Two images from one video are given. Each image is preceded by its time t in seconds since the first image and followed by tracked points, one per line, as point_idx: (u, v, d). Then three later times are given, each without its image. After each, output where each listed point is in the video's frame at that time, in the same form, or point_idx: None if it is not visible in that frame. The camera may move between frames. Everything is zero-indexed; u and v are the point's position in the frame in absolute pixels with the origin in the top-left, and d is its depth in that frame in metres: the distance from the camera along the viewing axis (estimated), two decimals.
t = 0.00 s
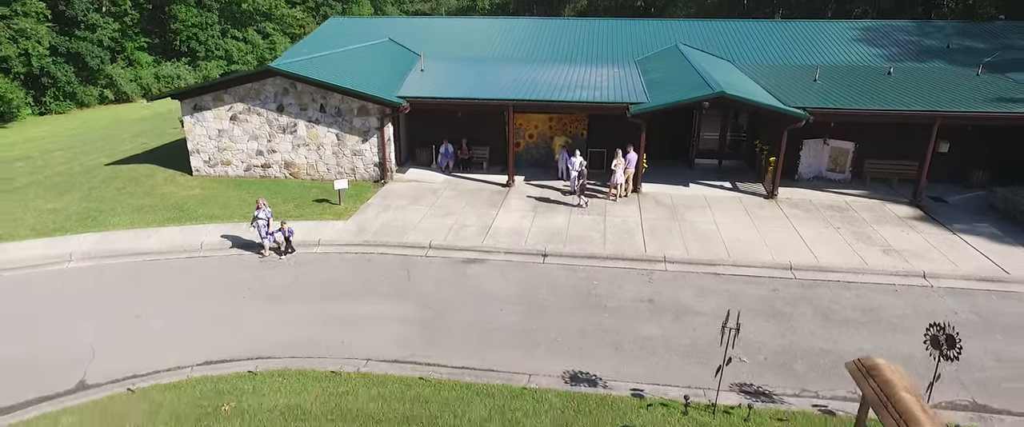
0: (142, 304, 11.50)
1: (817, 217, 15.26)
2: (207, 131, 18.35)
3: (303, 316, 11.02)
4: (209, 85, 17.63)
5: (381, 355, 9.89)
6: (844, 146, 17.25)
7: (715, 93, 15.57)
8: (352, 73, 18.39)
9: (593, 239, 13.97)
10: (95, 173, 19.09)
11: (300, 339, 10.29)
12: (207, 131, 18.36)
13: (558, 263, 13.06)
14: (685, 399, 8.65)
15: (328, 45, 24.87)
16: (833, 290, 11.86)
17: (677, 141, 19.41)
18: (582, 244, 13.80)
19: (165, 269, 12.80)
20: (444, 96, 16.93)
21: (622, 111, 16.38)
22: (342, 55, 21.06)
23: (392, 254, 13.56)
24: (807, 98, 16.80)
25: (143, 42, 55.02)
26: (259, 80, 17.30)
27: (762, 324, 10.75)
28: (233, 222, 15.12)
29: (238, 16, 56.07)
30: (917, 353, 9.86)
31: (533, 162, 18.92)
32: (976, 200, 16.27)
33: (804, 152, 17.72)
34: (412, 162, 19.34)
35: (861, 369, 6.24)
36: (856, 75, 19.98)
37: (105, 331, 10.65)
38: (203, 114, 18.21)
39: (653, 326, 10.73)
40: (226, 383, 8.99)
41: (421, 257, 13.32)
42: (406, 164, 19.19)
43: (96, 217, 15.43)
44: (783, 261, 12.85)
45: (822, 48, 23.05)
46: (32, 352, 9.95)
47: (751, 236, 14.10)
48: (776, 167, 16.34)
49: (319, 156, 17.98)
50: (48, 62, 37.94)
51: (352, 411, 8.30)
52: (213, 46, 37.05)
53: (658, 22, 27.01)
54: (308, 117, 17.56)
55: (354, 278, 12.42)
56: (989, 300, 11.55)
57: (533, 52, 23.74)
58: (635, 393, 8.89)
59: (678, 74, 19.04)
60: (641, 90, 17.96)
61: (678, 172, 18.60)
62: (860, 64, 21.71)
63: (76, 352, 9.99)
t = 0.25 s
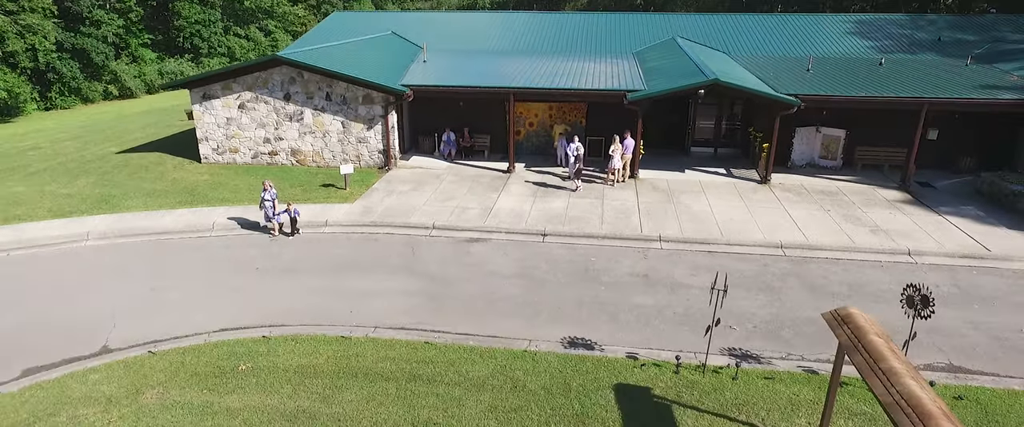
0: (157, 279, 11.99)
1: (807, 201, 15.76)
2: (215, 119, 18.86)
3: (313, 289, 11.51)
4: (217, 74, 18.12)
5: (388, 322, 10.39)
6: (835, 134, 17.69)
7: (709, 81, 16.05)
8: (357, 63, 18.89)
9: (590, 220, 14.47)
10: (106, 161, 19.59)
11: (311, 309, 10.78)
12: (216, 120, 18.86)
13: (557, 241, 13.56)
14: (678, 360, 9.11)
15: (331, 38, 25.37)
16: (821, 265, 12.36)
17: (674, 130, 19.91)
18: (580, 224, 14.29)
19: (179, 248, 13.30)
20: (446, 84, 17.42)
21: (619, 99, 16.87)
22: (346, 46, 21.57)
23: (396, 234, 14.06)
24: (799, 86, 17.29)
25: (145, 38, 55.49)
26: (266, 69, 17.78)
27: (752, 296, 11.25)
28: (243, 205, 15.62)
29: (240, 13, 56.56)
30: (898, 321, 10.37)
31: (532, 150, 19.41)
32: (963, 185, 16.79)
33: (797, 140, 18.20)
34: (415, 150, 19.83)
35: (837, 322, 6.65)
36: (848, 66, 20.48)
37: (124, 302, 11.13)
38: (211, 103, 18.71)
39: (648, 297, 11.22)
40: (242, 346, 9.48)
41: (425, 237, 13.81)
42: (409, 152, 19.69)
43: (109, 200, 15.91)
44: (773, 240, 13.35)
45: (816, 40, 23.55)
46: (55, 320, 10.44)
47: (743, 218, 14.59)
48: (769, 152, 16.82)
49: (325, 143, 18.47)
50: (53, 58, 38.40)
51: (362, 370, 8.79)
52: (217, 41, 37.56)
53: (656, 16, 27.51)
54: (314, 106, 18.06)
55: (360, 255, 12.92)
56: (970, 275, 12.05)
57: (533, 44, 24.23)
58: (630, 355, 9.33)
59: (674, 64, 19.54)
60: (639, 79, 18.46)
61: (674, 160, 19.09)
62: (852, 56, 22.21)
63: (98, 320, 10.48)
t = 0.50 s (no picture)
0: (172, 256, 12.49)
1: (799, 185, 16.26)
2: (223, 108, 19.35)
3: (322, 264, 12.02)
4: (226, 63, 18.60)
5: (395, 294, 10.89)
6: (827, 121, 18.18)
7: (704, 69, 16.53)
8: (361, 53, 19.38)
9: (589, 203, 14.97)
10: (117, 149, 20.08)
11: (321, 283, 11.28)
12: (224, 108, 19.35)
13: (556, 222, 14.05)
14: (670, 325, 9.60)
15: (335, 31, 25.87)
16: (810, 243, 12.86)
17: (670, 119, 20.40)
18: (578, 206, 14.80)
19: (192, 228, 13.80)
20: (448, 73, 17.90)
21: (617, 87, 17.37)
22: (352, 39, 22.12)
23: (401, 215, 14.56)
24: (792, 75, 17.78)
25: (150, 35, 56.06)
26: (274, 59, 18.27)
27: (743, 270, 11.75)
28: (252, 189, 16.12)
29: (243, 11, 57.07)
30: (881, 292, 10.88)
31: (532, 138, 19.91)
32: (950, 171, 17.29)
33: (790, 128, 18.69)
34: (417, 138, 20.33)
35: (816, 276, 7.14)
36: (840, 57, 20.99)
37: (141, 276, 11.65)
38: (220, 92, 19.21)
39: (643, 271, 11.73)
40: (256, 313, 9.98)
41: (430, 218, 14.30)
42: (412, 140, 20.19)
43: (122, 184, 16.43)
44: (764, 221, 13.85)
45: (810, 33, 24.06)
46: (76, 291, 10.94)
47: (736, 200, 15.10)
48: (762, 139, 17.32)
49: (330, 131, 18.96)
50: (59, 53, 38.92)
51: (371, 333, 9.29)
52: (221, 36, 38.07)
53: (654, 10, 27.99)
54: (319, 94, 18.55)
55: (367, 234, 13.41)
56: (952, 253, 12.56)
57: (533, 37, 24.72)
58: (626, 321, 9.83)
59: (670, 54, 20.03)
60: (636, 69, 18.94)
61: (671, 148, 19.60)
62: (845, 47, 22.71)
63: (118, 292, 10.99)
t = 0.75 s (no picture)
0: (186, 234, 13.00)
1: (791, 170, 16.75)
2: (231, 97, 19.86)
3: (331, 241, 12.53)
4: (233, 53, 19.09)
5: (401, 267, 11.38)
6: (820, 110, 18.65)
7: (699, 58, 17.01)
8: (365, 44, 19.85)
9: (587, 186, 15.45)
10: (127, 138, 20.57)
11: (330, 257, 11.78)
12: (232, 98, 19.86)
13: (556, 203, 14.54)
14: (663, 293, 10.10)
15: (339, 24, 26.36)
16: (800, 222, 13.34)
17: (667, 108, 20.90)
18: (577, 189, 15.30)
19: (204, 209, 14.30)
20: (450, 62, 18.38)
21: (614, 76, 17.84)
22: (356, 31, 22.64)
23: (406, 197, 15.04)
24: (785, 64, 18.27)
25: (152, 32, 56.53)
26: (281, 49, 18.78)
27: (735, 246, 12.23)
28: (260, 174, 16.61)
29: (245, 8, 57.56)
30: (867, 266, 11.36)
31: (532, 127, 20.41)
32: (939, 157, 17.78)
33: (783, 116, 19.18)
34: (420, 127, 20.82)
35: (798, 239, 7.59)
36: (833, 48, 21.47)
37: (158, 252, 12.15)
38: (228, 82, 19.72)
39: (639, 247, 12.24)
40: (270, 282, 10.50)
41: (433, 200, 14.79)
42: (415, 129, 20.68)
43: (134, 170, 16.96)
44: (756, 202, 14.33)
45: (804, 25, 24.53)
46: (96, 264, 11.46)
47: (729, 184, 15.59)
48: (755, 126, 17.81)
49: (335, 120, 19.46)
50: (64, 49, 39.39)
51: (379, 299, 9.79)
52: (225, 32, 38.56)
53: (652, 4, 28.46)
54: (325, 84, 19.04)
55: (373, 214, 13.91)
56: (936, 231, 13.06)
57: (533, 30, 25.20)
58: (621, 290, 10.32)
59: (667, 45, 20.51)
60: (634, 59, 19.42)
61: (668, 136, 20.09)
62: (839, 39, 23.19)
63: (136, 265, 11.50)
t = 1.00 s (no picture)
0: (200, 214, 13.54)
1: (783, 156, 17.27)
2: (239, 87, 20.41)
3: (339, 220, 13.06)
4: (242, 44, 19.62)
5: (407, 241, 11.90)
6: (811, 99, 19.18)
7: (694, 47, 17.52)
8: (369, 35, 20.36)
9: (585, 170, 15.98)
10: (137, 126, 21.10)
11: (338, 233, 12.31)
12: (240, 87, 20.41)
13: (555, 186, 15.06)
14: (657, 263, 10.61)
15: (344, 17, 26.87)
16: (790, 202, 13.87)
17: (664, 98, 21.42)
18: (575, 173, 15.82)
19: (215, 191, 14.85)
20: (452, 53, 18.89)
21: (612, 65, 18.35)
22: (360, 24, 23.16)
23: (410, 180, 15.56)
24: (778, 54, 18.77)
25: (155, 29, 57.02)
26: (287, 39, 19.28)
27: (727, 224, 12.74)
28: (268, 159, 17.13)
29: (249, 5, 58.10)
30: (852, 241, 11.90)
31: (532, 116, 20.95)
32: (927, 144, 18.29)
33: (777, 105, 19.70)
34: (423, 116, 21.36)
35: (781, 205, 8.06)
36: (827, 39, 21.97)
37: (173, 230, 12.69)
38: (236, 72, 20.26)
39: (634, 225, 12.76)
40: (282, 254, 11.02)
41: (436, 182, 15.31)
42: (418, 118, 21.21)
43: (146, 156, 17.49)
44: (749, 185, 14.85)
45: (799, 18, 25.05)
46: (115, 240, 11.98)
47: (722, 168, 16.12)
48: (749, 114, 18.34)
49: (340, 109, 19.98)
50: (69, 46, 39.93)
51: (387, 268, 10.30)
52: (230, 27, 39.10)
53: None
54: (331, 73, 19.55)
55: (379, 196, 14.44)
56: (920, 211, 13.59)
57: (533, 22, 25.70)
58: (617, 261, 10.83)
59: (664, 37, 21.02)
60: (631, 50, 19.93)
61: (664, 124, 20.62)
62: (833, 31, 23.69)
63: (153, 241, 12.04)
